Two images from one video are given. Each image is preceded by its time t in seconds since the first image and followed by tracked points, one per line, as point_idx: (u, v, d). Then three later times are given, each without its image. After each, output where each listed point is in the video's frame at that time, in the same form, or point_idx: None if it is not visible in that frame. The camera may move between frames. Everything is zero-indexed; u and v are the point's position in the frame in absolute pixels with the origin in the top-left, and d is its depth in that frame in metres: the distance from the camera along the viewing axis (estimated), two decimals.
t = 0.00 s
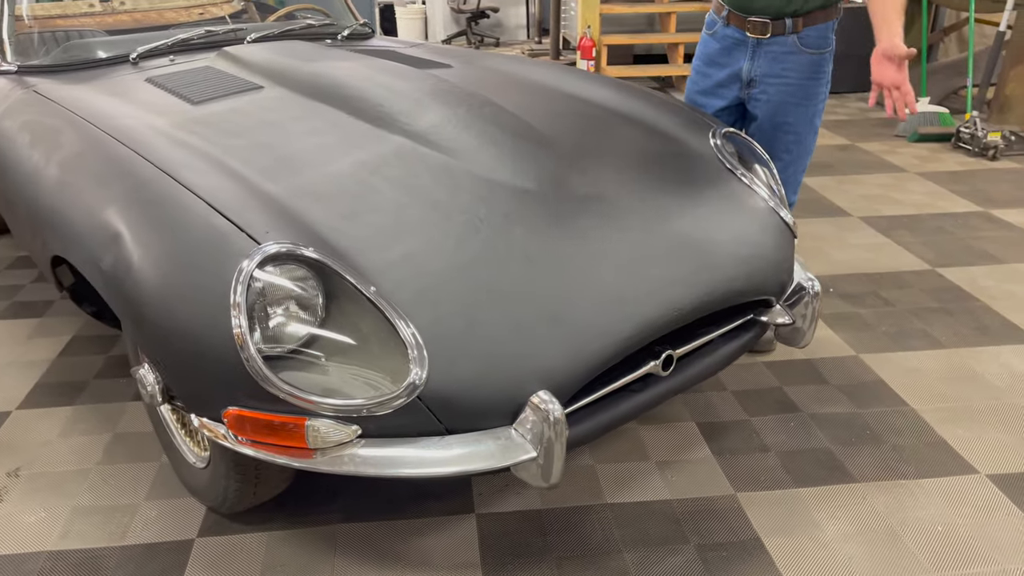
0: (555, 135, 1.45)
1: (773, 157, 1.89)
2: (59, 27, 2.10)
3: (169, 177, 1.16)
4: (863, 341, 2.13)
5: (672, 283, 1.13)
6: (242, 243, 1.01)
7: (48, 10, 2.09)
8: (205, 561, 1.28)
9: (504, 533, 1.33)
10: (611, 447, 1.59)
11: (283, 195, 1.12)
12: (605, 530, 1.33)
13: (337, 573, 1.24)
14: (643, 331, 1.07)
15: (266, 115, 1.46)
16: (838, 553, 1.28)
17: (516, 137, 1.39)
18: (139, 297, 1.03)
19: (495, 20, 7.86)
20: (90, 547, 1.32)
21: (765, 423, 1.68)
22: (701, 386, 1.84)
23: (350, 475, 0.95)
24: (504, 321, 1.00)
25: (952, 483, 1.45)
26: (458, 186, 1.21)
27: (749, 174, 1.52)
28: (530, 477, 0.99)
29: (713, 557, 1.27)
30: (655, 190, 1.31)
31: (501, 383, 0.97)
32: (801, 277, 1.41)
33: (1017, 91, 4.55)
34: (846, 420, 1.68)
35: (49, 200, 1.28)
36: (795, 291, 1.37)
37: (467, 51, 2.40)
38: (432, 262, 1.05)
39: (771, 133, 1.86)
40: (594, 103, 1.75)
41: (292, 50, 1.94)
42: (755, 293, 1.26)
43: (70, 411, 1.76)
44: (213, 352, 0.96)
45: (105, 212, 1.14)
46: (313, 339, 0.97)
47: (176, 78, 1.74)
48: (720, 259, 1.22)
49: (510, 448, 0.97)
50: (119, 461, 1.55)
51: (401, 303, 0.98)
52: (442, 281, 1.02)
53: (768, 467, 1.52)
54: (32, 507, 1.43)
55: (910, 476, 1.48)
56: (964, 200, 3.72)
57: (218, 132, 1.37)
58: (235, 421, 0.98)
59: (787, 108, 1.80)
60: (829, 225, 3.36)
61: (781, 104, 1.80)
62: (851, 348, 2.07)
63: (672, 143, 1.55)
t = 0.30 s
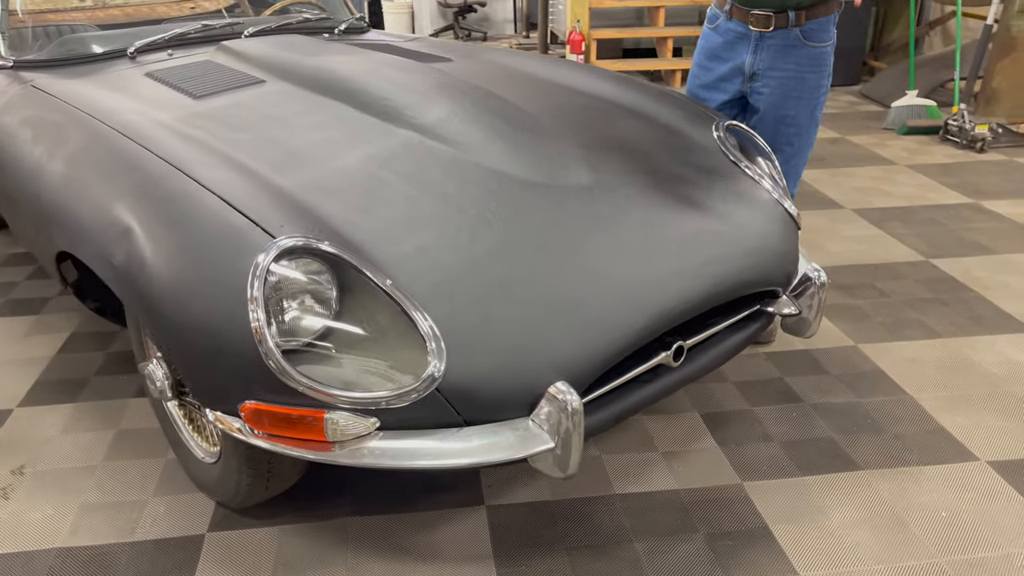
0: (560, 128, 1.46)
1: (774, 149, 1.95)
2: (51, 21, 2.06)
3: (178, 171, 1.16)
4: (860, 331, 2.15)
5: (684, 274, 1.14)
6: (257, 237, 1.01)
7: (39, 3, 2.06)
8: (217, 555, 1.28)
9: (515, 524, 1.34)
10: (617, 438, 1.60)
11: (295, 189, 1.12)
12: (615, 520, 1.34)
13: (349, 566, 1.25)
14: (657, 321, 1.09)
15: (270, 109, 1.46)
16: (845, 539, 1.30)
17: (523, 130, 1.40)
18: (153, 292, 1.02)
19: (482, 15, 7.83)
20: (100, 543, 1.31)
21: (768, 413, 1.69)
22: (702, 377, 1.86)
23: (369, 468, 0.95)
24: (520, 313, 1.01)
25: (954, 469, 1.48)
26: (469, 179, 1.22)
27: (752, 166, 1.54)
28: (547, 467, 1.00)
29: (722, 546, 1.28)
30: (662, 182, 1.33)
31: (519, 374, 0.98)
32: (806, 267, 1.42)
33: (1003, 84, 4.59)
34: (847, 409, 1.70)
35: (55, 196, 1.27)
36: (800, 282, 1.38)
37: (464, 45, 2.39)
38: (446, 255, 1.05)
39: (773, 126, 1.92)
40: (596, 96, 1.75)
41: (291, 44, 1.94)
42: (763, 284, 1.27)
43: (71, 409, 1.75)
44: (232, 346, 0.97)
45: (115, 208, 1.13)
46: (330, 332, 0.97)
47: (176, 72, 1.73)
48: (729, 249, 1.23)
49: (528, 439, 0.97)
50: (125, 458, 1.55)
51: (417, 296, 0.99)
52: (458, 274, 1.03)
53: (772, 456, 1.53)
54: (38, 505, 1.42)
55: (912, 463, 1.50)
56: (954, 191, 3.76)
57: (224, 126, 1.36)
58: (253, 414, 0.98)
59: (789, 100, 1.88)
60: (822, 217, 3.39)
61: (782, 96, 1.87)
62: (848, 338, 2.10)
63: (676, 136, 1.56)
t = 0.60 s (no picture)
0: (566, 120, 1.46)
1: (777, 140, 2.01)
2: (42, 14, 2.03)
3: (185, 164, 1.15)
4: (857, 320, 2.17)
5: (694, 264, 1.15)
6: (269, 230, 1.00)
7: None
8: (227, 550, 1.27)
9: (525, 516, 1.34)
10: (623, 428, 1.61)
11: (306, 182, 1.12)
12: (624, 510, 1.35)
13: (361, 560, 1.25)
14: (669, 312, 1.09)
15: (274, 101, 1.45)
16: (852, 526, 1.31)
17: (529, 122, 1.40)
18: (165, 286, 1.02)
19: (470, 7, 7.79)
20: (109, 540, 1.31)
21: (770, 403, 1.71)
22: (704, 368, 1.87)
23: (387, 460, 0.96)
24: (535, 305, 1.01)
25: (955, 457, 1.50)
26: (479, 171, 1.22)
27: (756, 157, 1.55)
28: (564, 458, 1.01)
29: (731, 534, 1.29)
30: (669, 173, 1.33)
31: (535, 366, 0.98)
32: (812, 258, 1.43)
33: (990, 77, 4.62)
34: (848, 398, 1.72)
35: (58, 191, 1.26)
36: (806, 272, 1.39)
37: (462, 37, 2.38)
38: (460, 247, 1.05)
39: (775, 117, 1.98)
40: (598, 88, 1.75)
41: (290, 35, 1.92)
42: (771, 274, 1.29)
43: (71, 405, 1.73)
44: (248, 340, 0.97)
45: (122, 202, 1.12)
46: (344, 325, 0.97)
47: (174, 64, 1.71)
48: (737, 239, 1.24)
49: (544, 430, 0.98)
50: (129, 454, 1.54)
51: (433, 288, 0.99)
52: (472, 266, 1.03)
53: (777, 445, 1.54)
54: (42, 502, 1.41)
55: (914, 451, 1.52)
56: (944, 182, 3.80)
57: (228, 119, 1.35)
58: (268, 408, 0.99)
59: (792, 92, 1.92)
60: (816, 209, 3.41)
61: (785, 88, 1.92)
62: (847, 328, 2.12)
63: (679, 126, 1.56)
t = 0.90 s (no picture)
0: (567, 112, 1.46)
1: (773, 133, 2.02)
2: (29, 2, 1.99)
3: (187, 157, 1.13)
4: (853, 311, 2.19)
5: (700, 256, 1.16)
6: (275, 225, 1.00)
7: None
8: (231, 545, 1.27)
9: (529, 508, 1.35)
10: (624, 420, 1.61)
11: (311, 175, 1.11)
12: (628, 502, 1.36)
13: (367, 553, 1.25)
14: (676, 304, 1.10)
15: (273, 93, 1.43)
16: (854, 515, 1.33)
17: (532, 115, 1.40)
18: (170, 281, 1.01)
19: None
20: (111, 536, 1.30)
21: (769, 394, 1.72)
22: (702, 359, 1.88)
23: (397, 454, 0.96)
24: (544, 298, 1.01)
25: (953, 446, 1.52)
26: (483, 164, 1.21)
27: (757, 149, 1.55)
28: (574, 451, 1.01)
29: (735, 525, 1.31)
30: (673, 165, 1.33)
31: (545, 359, 0.98)
32: (813, 251, 1.43)
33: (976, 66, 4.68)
34: (846, 389, 1.74)
35: (57, 186, 1.24)
36: (807, 263, 1.39)
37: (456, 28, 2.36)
38: (468, 241, 1.05)
39: (772, 109, 1.99)
40: (597, 80, 1.75)
41: (285, 27, 1.90)
42: (774, 266, 1.29)
43: (67, 401, 1.72)
44: (258, 336, 0.96)
45: (125, 196, 1.11)
46: (352, 319, 0.97)
47: (169, 56, 1.69)
48: (741, 232, 1.24)
49: (555, 423, 0.98)
50: (129, 450, 1.53)
51: (443, 283, 0.99)
52: (480, 260, 1.03)
53: (778, 436, 1.56)
54: (41, 499, 1.40)
55: (912, 441, 1.54)
56: (933, 173, 3.83)
57: (228, 112, 1.34)
58: (277, 403, 0.99)
59: (788, 85, 1.93)
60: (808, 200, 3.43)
61: (782, 81, 1.93)
62: (842, 318, 2.13)
63: (680, 119, 1.56)
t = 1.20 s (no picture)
0: (566, 106, 1.45)
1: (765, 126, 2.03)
2: None
3: (185, 153, 1.12)
4: (848, 305, 2.20)
5: (704, 253, 1.15)
6: (278, 223, 0.98)
7: None
8: (231, 545, 1.26)
9: (531, 505, 1.34)
10: (624, 416, 1.61)
11: (312, 172, 1.10)
12: (629, 499, 1.36)
13: (369, 553, 1.24)
14: (682, 302, 1.10)
15: (269, 87, 1.41)
16: (855, 511, 1.34)
17: (532, 110, 1.39)
18: (171, 280, 0.99)
19: None
20: (108, 537, 1.28)
21: (767, 388, 1.72)
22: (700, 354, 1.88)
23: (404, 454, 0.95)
24: (550, 296, 1.00)
25: (950, 441, 1.54)
26: (486, 160, 1.20)
27: (756, 142, 1.55)
28: (582, 450, 1.00)
29: (737, 521, 1.31)
30: (674, 160, 1.32)
31: (552, 358, 0.98)
32: (814, 248, 1.44)
33: (964, 59, 4.71)
34: (843, 383, 1.75)
35: (50, 182, 1.22)
36: (808, 260, 1.39)
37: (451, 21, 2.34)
38: (473, 238, 1.04)
39: (765, 103, 1.99)
40: (595, 73, 1.73)
41: (278, 19, 1.87)
42: (776, 263, 1.29)
43: (59, 400, 1.69)
44: (262, 336, 0.95)
45: (122, 193, 1.09)
46: (355, 318, 0.96)
47: (161, 49, 1.66)
48: (745, 228, 1.24)
49: (562, 422, 0.98)
50: (124, 449, 1.51)
51: (449, 283, 0.98)
52: (485, 257, 1.02)
53: (777, 431, 1.56)
54: (36, 500, 1.38)
55: (910, 436, 1.55)
56: (924, 166, 3.84)
57: (224, 106, 1.32)
58: (281, 403, 0.98)
59: (781, 79, 1.93)
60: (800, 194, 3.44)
61: (775, 75, 1.93)
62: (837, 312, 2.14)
63: (679, 112, 1.56)
